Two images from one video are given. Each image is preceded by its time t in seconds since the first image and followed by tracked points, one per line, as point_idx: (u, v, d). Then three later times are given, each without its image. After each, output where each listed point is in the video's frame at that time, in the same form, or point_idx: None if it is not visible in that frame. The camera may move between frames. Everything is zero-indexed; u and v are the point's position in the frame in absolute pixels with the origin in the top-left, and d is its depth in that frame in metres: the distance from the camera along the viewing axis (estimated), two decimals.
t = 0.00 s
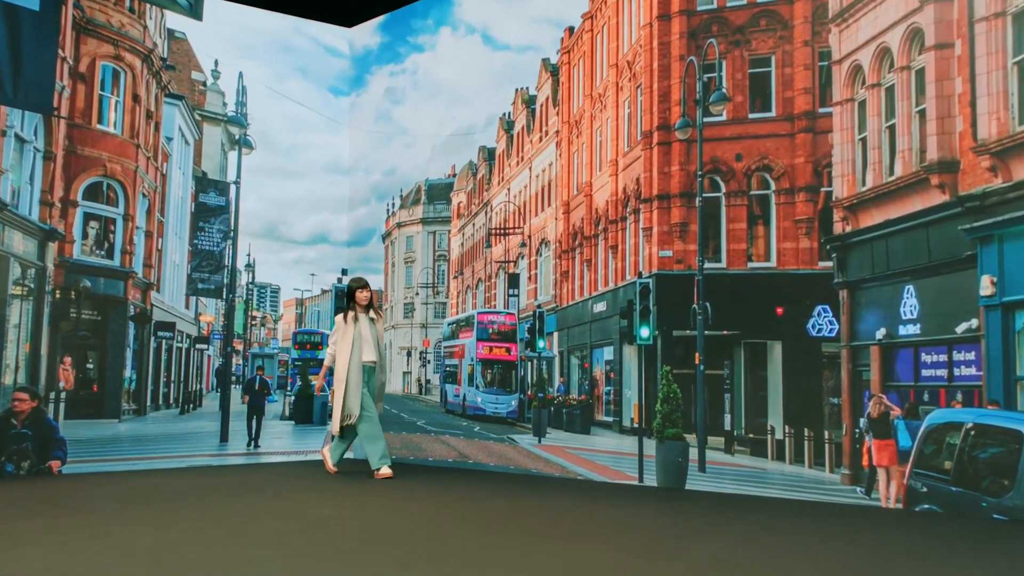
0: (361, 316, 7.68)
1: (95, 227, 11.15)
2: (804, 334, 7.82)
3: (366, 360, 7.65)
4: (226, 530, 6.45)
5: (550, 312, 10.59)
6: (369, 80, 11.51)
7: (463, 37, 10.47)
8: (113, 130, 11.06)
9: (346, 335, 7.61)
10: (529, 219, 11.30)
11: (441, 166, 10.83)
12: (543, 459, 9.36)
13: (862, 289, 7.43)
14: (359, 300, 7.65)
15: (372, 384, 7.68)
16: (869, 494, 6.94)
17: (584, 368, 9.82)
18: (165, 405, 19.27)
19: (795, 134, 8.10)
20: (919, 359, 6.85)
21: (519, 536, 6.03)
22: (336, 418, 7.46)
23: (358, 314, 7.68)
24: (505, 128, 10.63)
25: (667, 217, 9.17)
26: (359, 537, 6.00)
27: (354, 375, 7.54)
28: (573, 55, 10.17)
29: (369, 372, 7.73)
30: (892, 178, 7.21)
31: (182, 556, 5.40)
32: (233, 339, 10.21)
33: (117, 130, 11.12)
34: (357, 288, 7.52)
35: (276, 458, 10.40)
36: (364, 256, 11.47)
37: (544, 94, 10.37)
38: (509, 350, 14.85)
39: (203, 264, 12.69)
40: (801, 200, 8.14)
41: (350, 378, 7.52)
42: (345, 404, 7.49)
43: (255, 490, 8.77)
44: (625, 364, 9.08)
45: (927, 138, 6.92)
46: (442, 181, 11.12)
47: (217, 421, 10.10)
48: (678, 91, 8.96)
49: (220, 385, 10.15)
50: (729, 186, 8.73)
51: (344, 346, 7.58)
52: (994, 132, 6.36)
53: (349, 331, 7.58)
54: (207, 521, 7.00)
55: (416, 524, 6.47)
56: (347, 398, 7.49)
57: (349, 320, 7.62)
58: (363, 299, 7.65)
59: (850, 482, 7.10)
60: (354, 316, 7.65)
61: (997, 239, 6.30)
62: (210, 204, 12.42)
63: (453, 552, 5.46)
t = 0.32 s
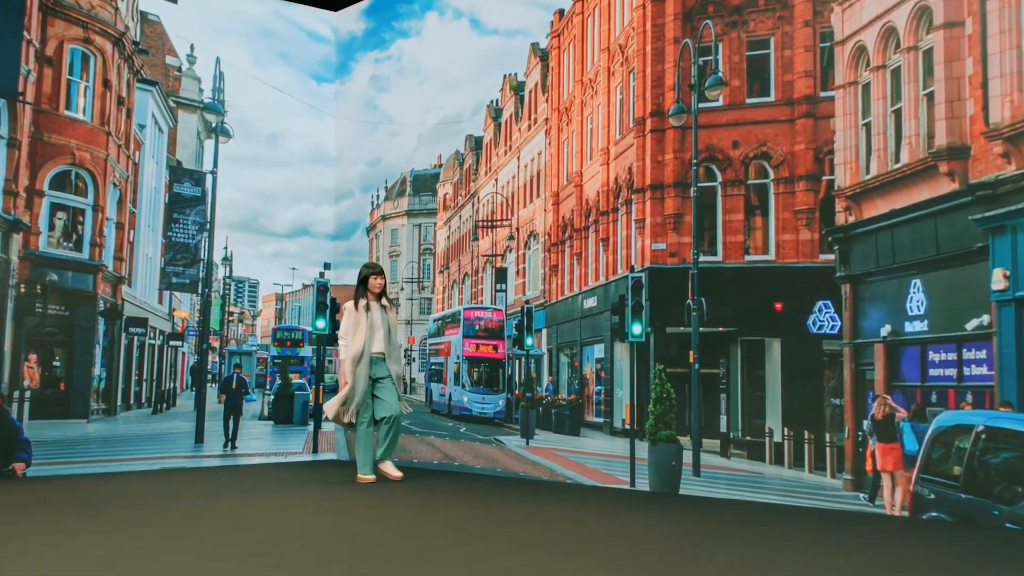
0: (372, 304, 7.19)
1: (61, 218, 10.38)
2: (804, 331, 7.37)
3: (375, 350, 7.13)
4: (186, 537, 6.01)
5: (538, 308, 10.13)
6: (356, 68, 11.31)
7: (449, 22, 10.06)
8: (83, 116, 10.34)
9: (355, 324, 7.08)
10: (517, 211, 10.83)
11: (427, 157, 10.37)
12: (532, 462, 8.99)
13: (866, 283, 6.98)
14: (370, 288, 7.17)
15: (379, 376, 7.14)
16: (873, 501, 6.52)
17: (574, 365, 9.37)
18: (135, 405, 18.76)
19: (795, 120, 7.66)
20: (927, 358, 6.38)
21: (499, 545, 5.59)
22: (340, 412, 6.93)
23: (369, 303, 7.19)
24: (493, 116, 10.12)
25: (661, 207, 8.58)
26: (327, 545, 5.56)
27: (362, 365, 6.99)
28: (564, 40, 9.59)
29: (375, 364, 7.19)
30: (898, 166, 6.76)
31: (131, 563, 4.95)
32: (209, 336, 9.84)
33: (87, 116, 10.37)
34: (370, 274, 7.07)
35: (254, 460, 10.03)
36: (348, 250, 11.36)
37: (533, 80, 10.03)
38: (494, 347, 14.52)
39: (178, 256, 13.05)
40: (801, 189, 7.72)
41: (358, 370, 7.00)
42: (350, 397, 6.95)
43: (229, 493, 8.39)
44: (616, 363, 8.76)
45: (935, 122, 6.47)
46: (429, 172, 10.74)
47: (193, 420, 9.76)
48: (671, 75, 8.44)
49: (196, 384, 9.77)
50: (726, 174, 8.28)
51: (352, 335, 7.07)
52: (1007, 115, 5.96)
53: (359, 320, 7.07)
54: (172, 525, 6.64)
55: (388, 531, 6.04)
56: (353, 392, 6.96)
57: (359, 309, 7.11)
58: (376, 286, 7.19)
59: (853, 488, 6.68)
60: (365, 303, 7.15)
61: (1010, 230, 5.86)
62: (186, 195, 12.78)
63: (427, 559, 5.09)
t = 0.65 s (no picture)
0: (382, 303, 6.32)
1: (15, 210, 12.15)
2: (797, 330, 6.94)
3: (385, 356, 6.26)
4: (128, 546, 5.53)
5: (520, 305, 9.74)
6: (333, 56, 10.81)
7: (428, 6, 9.63)
8: (40, 103, 12.01)
9: (365, 328, 6.19)
10: (498, 204, 10.39)
11: (405, 148, 9.98)
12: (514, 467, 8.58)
13: (861, 278, 6.55)
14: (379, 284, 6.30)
15: (390, 384, 6.29)
16: (869, 509, 6.12)
17: (556, 366, 9.02)
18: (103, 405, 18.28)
19: (786, 105, 7.22)
20: (926, 357, 5.91)
21: (470, 555, 5.07)
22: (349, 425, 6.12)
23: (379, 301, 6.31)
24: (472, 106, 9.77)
25: (646, 199, 8.27)
26: (280, 555, 5.04)
27: (372, 372, 6.13)
28: (546, 23, 9.63)
29: (386, 370, 6.34)
30: (897, 152, 6.28)
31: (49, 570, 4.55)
32: (176, 335, 9.42)
33: (45, 104, 12.08)
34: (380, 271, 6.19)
35: (224, 464, 9.61)
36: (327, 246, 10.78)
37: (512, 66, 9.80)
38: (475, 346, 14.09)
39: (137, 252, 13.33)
40: (793, 177, 7.23)
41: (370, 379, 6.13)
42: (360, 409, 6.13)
43: (191, 498, 7.99)
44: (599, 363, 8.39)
45: (936, 106, 5.99)
46: (408, 163, 10.36)
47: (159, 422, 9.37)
48: (657, 59, 8.09)
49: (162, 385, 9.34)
50: (713, 163, 7.83)
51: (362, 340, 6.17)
52: (1012, 98, 5.43)
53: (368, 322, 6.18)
54: (120, 530, 6.25)
55: (351, 541, 5.52)
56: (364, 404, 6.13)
57: (368, 309, 6.21)
58: (386, 285, 6.32)
59: (848, 495, 6.32)
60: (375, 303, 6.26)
61: (1016, 220, 5.35)
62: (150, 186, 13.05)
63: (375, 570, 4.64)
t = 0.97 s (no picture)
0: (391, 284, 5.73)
1: None
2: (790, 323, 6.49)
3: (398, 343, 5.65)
4: (65, 551, 5.13)
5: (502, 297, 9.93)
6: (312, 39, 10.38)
7: None
8: None
9: (377, 309, 5.61)
10: (478, 192, 9.99)
11: (383, 134, 9.56)
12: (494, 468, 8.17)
13: (859, 268, 6.09)
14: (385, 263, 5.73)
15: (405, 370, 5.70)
16: (868, 515, 5.67)
17: (537, 361, 8.70)
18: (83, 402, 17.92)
19: (780, 84, 6.79)
20: (929, 352, 5.42)
21: (445, 558, 4.63)
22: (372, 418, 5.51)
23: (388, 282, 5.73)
24: (452, 88, 9.20)
25: (632, 185, 7.86)
26: (223, 562, 4.59)
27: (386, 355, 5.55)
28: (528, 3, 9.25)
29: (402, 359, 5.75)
30: (897, 133, 5.81)
31: None
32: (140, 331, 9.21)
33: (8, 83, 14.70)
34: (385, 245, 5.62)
35: (193, 465, 9.20)
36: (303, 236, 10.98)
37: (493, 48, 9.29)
38: (455, 342, 13.50)
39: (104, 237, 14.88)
40: (787, 162, 6.80)
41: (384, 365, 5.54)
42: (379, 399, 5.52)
43: (152, 500, 7.58)
44: (583, 359, 7.95)
45: (940, 82, 5.51)
46: (386, 150, 9.99)
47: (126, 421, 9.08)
48: (643, 37, 7.65)
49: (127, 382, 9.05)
50: (703, 147, 7.34)
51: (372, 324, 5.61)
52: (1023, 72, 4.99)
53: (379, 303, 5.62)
54: (64, 533, 5.85)
55: (313, 545, 5.07)
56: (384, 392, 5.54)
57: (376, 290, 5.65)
58: (395, 264, 5.71)
59: (846, 500, 5.86)
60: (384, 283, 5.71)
61: None
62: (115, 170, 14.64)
63: None
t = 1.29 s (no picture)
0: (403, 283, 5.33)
1: None
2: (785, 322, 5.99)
3: (409, 347, 5.28)
4: None
5: (479, 294, 9.12)
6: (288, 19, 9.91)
7: None
8: None
9: (384, 311, 5.24)
10: (456, 180, 9.41)
11: (359, 120, 9.15)
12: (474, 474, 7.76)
13: (861, 262, 5.61)
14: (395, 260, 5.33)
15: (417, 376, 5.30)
16: (870, 531, 5.21)
17: (518, 361, 8.14)
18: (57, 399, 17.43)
19: (776, 64, 6.29)
20: (936, 354, 4.96)
21: None
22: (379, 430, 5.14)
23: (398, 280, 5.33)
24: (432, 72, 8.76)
25: (616, 173, 7.38)
26: None
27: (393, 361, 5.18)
28: None
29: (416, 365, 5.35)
30: (900, 117, 5.35)
31: None
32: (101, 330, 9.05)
33: None
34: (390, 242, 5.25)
35: (156, 469, 8.73)
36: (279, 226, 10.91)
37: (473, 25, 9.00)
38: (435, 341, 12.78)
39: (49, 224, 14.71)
40: (783, 149, 6.28)
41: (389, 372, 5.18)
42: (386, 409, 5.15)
43: (105, 507, 7.12)
44: (566, 359, 7.46)
45: (949, 61, 5.03)
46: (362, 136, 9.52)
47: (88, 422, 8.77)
48: (629, 15, 7.16)
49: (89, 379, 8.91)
50: (693, 132, 6.87)
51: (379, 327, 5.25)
52: None
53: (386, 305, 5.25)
54: None
55: (262, 562, 4.62)
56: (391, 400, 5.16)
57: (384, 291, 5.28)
58: (405, 260, 5.29)
59: (845, 514, 5.39)
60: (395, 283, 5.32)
61: None
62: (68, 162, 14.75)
63: None
